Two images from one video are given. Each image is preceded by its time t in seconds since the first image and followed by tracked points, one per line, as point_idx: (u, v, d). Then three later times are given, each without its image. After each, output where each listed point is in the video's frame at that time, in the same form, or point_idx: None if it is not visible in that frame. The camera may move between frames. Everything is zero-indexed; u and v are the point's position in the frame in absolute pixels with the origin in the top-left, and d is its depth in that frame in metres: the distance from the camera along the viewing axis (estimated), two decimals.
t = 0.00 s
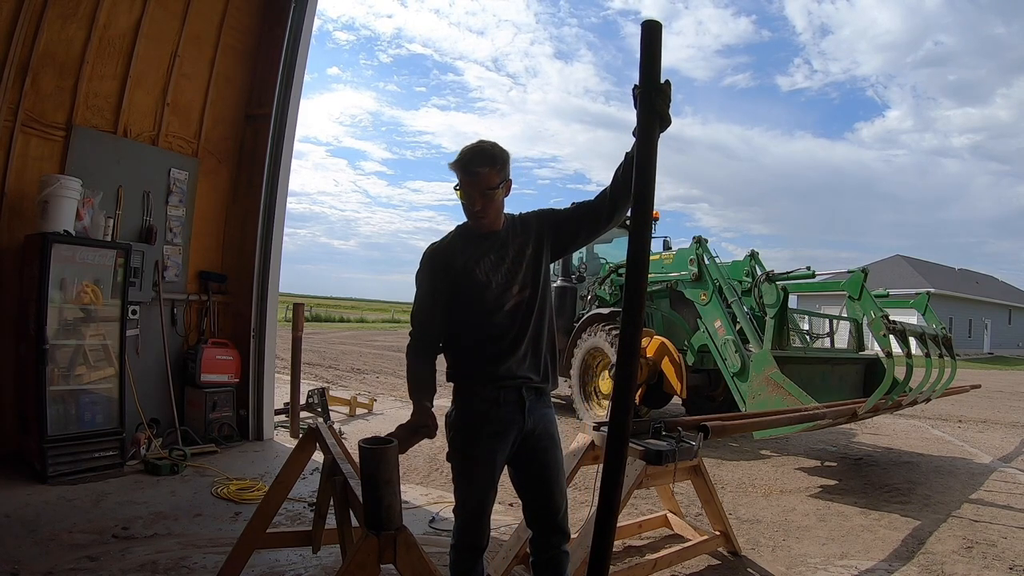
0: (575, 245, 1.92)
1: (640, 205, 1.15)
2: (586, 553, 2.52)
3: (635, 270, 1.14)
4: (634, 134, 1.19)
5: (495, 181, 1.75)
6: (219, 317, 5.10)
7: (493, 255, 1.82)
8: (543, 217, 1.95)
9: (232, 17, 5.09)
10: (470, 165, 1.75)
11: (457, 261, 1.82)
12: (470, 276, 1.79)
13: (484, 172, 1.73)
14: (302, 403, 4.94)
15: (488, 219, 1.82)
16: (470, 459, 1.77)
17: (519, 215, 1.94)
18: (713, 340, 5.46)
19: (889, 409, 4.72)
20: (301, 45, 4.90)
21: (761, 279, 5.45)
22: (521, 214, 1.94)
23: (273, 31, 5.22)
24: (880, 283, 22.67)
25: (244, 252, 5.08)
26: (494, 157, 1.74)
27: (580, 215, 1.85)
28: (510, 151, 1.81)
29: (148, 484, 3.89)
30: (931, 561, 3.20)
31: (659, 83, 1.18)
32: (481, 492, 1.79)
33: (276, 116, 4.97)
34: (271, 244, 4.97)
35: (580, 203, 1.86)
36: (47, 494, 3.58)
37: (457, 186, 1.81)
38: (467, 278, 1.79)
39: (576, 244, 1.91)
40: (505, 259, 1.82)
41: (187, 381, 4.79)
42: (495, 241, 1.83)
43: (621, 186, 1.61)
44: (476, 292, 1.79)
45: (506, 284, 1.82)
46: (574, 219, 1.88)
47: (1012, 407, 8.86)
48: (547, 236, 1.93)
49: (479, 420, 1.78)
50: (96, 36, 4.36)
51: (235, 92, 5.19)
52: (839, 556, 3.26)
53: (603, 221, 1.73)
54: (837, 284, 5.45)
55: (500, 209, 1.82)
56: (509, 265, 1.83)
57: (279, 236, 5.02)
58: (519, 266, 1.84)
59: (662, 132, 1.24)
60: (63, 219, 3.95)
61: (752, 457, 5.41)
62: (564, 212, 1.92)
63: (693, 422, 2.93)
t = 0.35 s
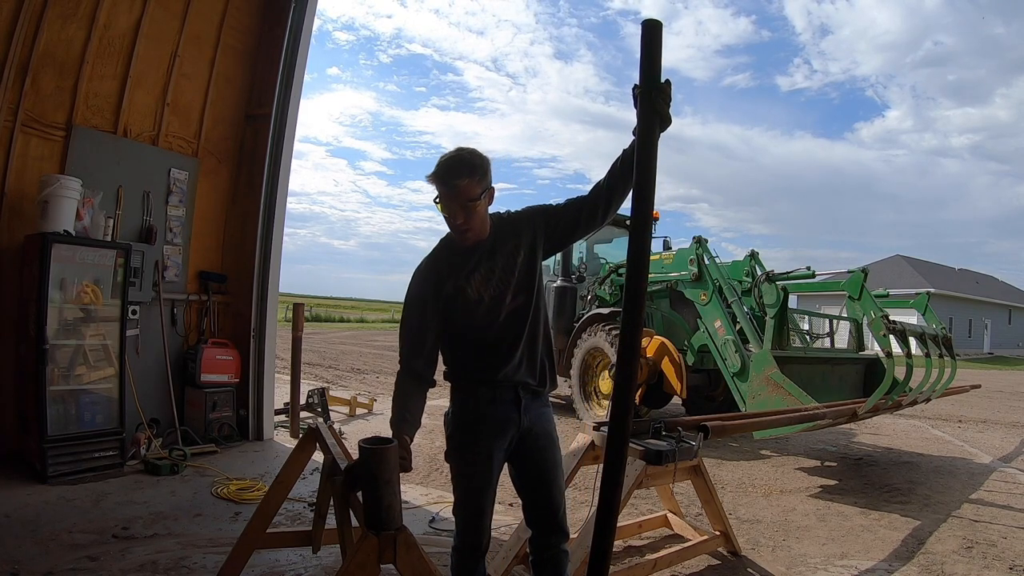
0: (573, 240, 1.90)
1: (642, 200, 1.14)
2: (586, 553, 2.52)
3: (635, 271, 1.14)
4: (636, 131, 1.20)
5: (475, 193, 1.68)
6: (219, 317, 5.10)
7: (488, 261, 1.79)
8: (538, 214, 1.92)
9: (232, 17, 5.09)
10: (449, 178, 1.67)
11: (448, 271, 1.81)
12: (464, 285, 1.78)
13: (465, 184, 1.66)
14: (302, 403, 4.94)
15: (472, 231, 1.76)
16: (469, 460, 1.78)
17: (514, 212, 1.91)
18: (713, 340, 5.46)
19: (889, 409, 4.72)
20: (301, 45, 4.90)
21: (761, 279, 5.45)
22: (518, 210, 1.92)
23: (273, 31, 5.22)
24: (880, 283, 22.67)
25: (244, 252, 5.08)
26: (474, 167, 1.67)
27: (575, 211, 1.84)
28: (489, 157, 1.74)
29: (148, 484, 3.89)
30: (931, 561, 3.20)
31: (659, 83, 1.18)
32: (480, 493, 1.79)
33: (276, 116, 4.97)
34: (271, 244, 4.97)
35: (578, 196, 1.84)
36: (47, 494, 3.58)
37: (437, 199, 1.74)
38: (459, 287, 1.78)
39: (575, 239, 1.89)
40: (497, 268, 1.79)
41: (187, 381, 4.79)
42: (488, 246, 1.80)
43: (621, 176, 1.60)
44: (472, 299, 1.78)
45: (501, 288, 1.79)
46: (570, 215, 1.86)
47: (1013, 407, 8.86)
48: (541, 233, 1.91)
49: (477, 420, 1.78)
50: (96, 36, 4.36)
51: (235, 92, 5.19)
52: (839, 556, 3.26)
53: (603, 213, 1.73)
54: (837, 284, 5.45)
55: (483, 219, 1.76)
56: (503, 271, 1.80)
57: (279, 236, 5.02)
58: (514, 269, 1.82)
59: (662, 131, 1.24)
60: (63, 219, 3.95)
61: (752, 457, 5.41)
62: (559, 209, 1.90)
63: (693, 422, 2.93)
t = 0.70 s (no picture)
0: (572, 239, 1.90)
1: (638, 195, 1.14)
2: (586, 554, 2.52)
3: (631, 270, 1.14)
4: (632, 131, 1.19)
5: (472, 216, 1.63)
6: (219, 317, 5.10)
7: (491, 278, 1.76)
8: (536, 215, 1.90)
9: (232, 17, 5.09)
10: (443, 200, 1.61)
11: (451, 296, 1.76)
12: (469, 312, 1.75)
13: (461, 207, 1.61)
14: (302, 403, 4.94)
15: (470, 255, 1.70)
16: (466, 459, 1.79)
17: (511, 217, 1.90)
18: (713, 340, 5.46)
19: (889, 409, 4.72)
20: (301, 45, 4.90)
21: (761, 279, 5.45)
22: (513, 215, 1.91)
23: (273, 31, 5.22)
24: (880, 283, 22.68)
25: (244, 252, 5.08)
26: (469, 186, 1.62)
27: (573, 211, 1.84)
28: (482, 175, 1.69)
29: (148, 484, 3.89)
30: (931, 561, 3.20)
31: (655, 83, 1.18)
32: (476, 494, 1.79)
33: (276, 116, 4.97)
34: (271, 244, 4.97)
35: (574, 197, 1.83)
36: (47, 494, 3.58)
37: (431, 224, 1.68)
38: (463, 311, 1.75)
39: (574, 237, 1.89)
40: (498, 282, 1.77)
41: (187, 381, 4.80)
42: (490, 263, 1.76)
43: (615, 169, 1.63)
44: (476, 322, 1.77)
45: (503, 305, 1.78)
46: (569, 214, 1.85)
47: (1013, 407, 8.86)
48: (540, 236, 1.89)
49: (474, 423, 1.79)
50: (96, 36, 4.36)
51: (234, 92, 5.19)
52: (839, 556, 3.26)
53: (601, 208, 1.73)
54: (837, 284, 5.45)
55: (480, 243, 1.70)
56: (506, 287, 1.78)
57: (279, 236, 5.02)
58: (516, 281, 1.80)
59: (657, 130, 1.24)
60: (63, 219, 3.95)
61: (752, 457, 5.41)
62: (555, 208, 1.89)
63: (693, 422, 2.93)
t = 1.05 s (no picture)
0: (573, 239, 1.86)
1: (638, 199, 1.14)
2: (587, 554, 2.52)
3: (631, 270, 1.13)
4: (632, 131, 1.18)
5: (487, 193, 1.66)
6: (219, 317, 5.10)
7: (492, 268, 1.75)
8: (540, 212, 1.88)
9: (232, 17, 5.09)
10: (461, 176, 1.64)
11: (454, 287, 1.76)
12: (469, 302, 1.74)
13: (477, 182, 1.63)
14: (302, 403, 4.94)
15: (479, 234, 1.70)
16: (468, 457, 1.79)
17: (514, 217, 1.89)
18: (713, 340, 5.46)
19: (889, 409, 4.72)
20: (301, 45, 4.90)
21: (761, 279, 5.45)
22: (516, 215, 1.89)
23: (273, 31, 5.22)
24: (881, 283, 22.68)
25: (244, 253, 5.08)
26: (485, 168, 1.64)
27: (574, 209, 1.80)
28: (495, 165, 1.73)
29: (148, 484, 3.89)
30: (931, 561, 3.20)
31: (655, 81, 1.17)
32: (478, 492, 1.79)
33: (276, 116, 4.97)
34: (271, 244, 4.97)
35: (576, 198, 1.81)
36: (47, 494, 3.58)
37: (444, 201, 1.68)
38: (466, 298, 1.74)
39: (575, 237, 1.85)
40: (499, 281, 1.76)
41: (187, 381, 4.80)
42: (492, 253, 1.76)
43: (616, 171, 1.58)
44: (477, 314, 1.74)
45: (504, 298, 1.77)
46: (570, 214, 1.81)
47: (1013, 407, 8.86)
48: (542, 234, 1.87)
49: (475, 422, 1.79)
50: (96, 36, 4.36)
51: (234, 92, 5.19)
52: (839, 556, 3.26)
53: (601, 209, 1.70)
54: (837, 284, 5.45)
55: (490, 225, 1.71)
56: (507, 279, 1.77)
57: (279, 236, 5.02)
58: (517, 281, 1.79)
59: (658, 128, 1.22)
60: (63, 219, 3.95)
61: (752, 457, 5.41)
62: (557, 207, 1.86)
63: (693, 422, 2.93)
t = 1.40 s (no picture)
0: (574, 244, 1.90)
1: (642, 196, 1.14)
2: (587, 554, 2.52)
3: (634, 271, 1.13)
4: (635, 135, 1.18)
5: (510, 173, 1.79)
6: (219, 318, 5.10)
7: (494, 250, 1.79)
8: (543, 216, 1.92)
9: (232, 17, 5.09)
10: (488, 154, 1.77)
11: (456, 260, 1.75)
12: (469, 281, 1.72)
13: (503, 157, 1.77)
14: (302, 403, 4.93)
15: (493, 207, 1.80)
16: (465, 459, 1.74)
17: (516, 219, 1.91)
18: (713, 340, 5.46)
19: (889, 409, 4.72)
20: (301, 45, 4.90)
21: (761, 279, 5.46)
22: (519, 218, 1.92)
23: (273, 31, 5.22)
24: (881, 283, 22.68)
25: (244, 252, 5.08)
26: (507, 154, 1.77)
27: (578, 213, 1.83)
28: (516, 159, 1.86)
29: (148, 484, 3.89)
30: (931, 561, 3.20)
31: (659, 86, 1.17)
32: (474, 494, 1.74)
33: (276, 116, 4.97)
34: (271, 244, 4.97)
35: (580, 202, 1.83)
36: (48, 494, 3.58)
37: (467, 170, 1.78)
38: (471, 269, 1.72)
39: (576, 242, 1.88)
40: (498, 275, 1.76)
41: (187, 381, 4.80)
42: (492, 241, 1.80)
43: (621, 180, 1.59)
44: (477, 289, 1.72)
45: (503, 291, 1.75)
46: (573, 219, 1.84)
47: (1013, 407, 8.85)
48: (543, 235, 1.91)
49: (472, 418, 1.74)
50: (96, 35, 4.36)
51: (234, 91, 5.19)
52: (839, 556, 3.26)
53: (604, 215, 1.72)
54: (837, 284, 5.45)
55: (505, 204, 1.82)
56: (508, 262, 1.79)
57: (279, 236, 5.02)
58: (517, 278, 1.79)
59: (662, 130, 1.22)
60: (63, 219, 3.95)
61: (752, 457, 5.41)
62: (560, 213, 1.89)
63: (693, 422, 2.92)
